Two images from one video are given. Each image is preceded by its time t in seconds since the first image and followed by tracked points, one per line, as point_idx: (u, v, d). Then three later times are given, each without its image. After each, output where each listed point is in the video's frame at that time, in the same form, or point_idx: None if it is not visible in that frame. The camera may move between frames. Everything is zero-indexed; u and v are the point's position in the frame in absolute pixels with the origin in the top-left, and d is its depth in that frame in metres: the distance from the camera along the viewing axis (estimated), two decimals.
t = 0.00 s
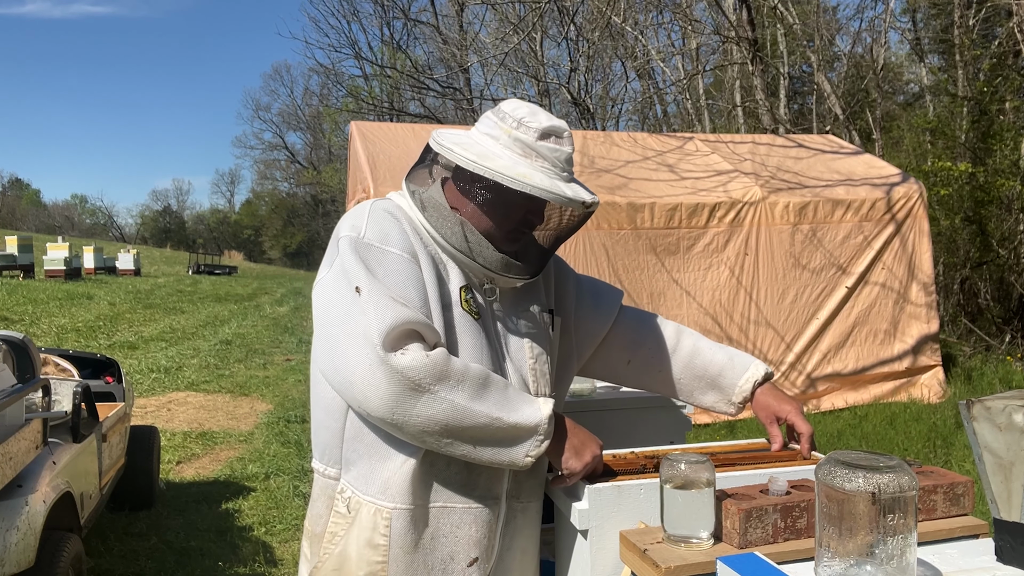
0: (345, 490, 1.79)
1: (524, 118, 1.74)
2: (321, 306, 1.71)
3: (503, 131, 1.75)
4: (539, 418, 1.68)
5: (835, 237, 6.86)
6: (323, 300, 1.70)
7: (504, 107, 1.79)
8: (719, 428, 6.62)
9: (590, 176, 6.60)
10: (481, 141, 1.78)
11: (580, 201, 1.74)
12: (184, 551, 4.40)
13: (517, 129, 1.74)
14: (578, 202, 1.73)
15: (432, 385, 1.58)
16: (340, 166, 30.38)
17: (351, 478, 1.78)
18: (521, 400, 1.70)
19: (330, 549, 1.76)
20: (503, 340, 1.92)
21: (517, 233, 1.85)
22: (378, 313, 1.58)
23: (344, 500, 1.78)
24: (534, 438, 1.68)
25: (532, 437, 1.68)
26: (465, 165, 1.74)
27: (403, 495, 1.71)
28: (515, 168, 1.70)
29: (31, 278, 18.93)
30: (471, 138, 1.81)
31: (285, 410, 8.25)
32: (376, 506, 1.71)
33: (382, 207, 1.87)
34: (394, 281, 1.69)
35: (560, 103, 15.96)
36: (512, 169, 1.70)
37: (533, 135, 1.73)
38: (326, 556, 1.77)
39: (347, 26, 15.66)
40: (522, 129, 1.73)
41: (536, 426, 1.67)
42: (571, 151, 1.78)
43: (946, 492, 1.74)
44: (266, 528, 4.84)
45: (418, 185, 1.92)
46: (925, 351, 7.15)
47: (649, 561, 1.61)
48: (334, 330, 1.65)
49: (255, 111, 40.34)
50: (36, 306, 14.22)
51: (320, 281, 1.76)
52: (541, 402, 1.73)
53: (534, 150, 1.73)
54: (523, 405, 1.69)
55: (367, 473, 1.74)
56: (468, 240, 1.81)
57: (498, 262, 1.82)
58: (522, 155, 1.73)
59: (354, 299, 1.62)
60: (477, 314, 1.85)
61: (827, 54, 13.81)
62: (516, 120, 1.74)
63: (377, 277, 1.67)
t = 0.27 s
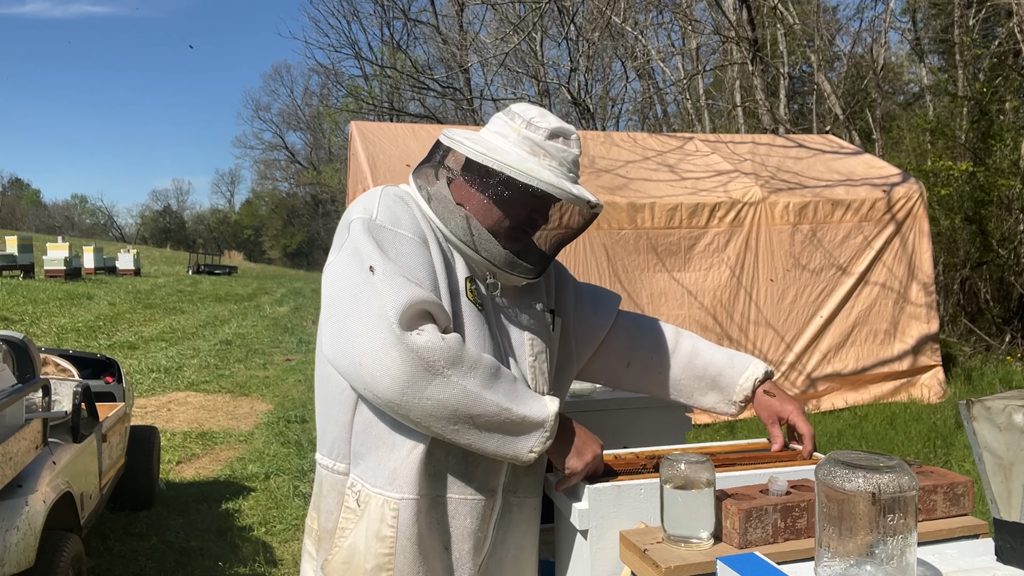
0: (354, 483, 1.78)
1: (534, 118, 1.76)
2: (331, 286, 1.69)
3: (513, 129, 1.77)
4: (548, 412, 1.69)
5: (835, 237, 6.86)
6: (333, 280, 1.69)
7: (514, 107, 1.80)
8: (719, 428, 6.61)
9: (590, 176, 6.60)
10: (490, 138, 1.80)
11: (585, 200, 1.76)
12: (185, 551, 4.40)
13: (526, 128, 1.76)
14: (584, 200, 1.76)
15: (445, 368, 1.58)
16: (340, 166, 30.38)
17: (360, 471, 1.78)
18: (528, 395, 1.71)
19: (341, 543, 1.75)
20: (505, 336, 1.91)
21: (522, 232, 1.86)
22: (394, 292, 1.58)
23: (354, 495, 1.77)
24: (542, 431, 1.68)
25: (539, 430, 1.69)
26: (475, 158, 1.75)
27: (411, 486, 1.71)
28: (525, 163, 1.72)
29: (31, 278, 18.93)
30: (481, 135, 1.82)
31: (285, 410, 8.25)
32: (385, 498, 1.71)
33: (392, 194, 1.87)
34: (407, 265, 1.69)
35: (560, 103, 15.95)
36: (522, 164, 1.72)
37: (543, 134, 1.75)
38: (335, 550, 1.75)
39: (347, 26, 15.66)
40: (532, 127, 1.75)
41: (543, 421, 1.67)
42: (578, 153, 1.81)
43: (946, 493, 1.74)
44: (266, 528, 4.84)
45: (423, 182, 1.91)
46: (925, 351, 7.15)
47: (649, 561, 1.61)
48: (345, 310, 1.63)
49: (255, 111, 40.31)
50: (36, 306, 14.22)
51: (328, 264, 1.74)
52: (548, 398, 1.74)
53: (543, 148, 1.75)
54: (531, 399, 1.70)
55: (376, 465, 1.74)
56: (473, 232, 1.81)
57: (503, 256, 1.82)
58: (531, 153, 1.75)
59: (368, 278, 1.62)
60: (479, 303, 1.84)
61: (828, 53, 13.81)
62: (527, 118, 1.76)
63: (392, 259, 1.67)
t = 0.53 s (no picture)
0: (352, 479, 1.77)
1: (550, 126, 1.77)
2: (337, 274, 1.68)
3: (528, 135, 1.77)
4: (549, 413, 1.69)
5: (835, 237, 6.86)
6: (339, 269, 1.68)
7: (531, 115, 1.81)
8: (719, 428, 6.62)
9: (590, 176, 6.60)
10: (504, 142, 1.79)
11: (593, 208, 1.77)
12: (185, 551, 4.41)
13: (542, 134, 1.76)
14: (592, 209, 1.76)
15: (450, 360, 1.58)
16: (341, 166, 30.38)
17: (359, 466, 1.77)
18: (529, 394, 1.71)
19: (339, 538, 1.75)
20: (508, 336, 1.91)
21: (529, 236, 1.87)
22: (403, 281, 1.58)
23: (352, 491, 1.77)
24: (542, 429, 1.69)
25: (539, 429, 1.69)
26: (489, 159, 1.76)
27: (411, 482, 1.70)
28: (539, 169, 1.73)
29: (31, 278, 18.93)
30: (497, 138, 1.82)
31: (285, 410, 8.25)
32: (384, 493, 1.71)
33: (400, 187, 1.86)
34: (416, 256, 1.69)
35: (560, 103, 15.96)
36: (535, 169, 1.72)
37: (557, 142, 1.75)
38: (334, 546, 1.75)
39: (347, 26, 15.66)
40: (548, 135, 1.76)
41: (543, 419, 1.67)
42: (591, 162, 1.81)
43: (945, 492, 1.74)
44: (266, 528, 4.84)
45: (432, 180, 1.91)
46: (925, 351, 7.15)
47: (649, 561, 1.61)
48: (352, 297, 1.63)
49: (255, 111, 40.38)
50: (36, 306, 14.22)
51: (335, 253, 1.73)
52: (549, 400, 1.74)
53: (556, 155, 1.75)
54: (532, 398, 1.70)
55: (376, 461, 1.74)
56: (480, 232, 1.81)
57: (509, 258, 1.82)
58: (544, 159, 1.75)
59: (377, 265, 1.61)
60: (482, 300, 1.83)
61: (828, 53, 13.81)
62: (542, 126, 1.76)
63: (401, 249, 1.67)
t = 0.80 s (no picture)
0: (350, 481, 1.78)
1: (551, 128, 1.76)
2: (337, 275, 1.67)
3: (530, 137, 1.76)
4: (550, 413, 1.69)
5: (835, 237, 6.86)
6: (339, 270, 1.67)
7: (531, 116, 1.80)
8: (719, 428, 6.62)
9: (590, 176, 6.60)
10: (506, 144, 1.78)
11: (594, 211, 1.79)
12: (184, 551, 4.40)
13: (542, 137, 1.75)
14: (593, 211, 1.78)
15: (452, 360, 1.58)
16: (340, 166, 30.38)
17: (357, 468, 1.77)
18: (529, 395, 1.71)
19: (337, 541, 1.75)
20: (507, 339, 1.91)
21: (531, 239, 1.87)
22: (405, 282, 1.58)
23: (350, 492, 1.77)
24: (543, 430, 1.68)
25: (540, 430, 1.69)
26: (491, 161, 1.76)
27: (411, 486, 1.70)
28: (542, 172, 1.73)
29: (31, 278, 18.92)
30: (498, 138, 1.82)
31: (285, 410, 8.25)
32: (383, 497, 1.71)
33: (400, 190, 1.86)
34: (418, 257, 1.69)
35: (559, 103, 15.95)
36: (539, 173, 1.73)
37: (558, 145, 1.75)
38: (333, 548, 1.75)
39: (347, 26, 15.66)
40: (549, 137, 1.76)
41: (544, 420, 1.67)
42: (591, 164, 1.82)
43: (946, 492, 1.74)
44: (266, 528, 4.84)
45: (430, 182, 1.91)
46: (925, 351, 7.15)
47: (649, 562, 1.61)
48: (352, 298, 1.62)
49: (255, 111, 40.45)
50: (36, 306, 14.22)
51: (334, 255, 1.73)
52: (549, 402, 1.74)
53: (558, 157, 1.75)
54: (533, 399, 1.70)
55: (374, 464, 1.74)
56: (482, 234, 1.82)
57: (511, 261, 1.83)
58: (546, 162, 1.75)
59: (378, 266, 1.61)
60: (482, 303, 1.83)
61: (828, 53, 13.81)
62: (543, 128, 1.76)
63: (402, 250, 1.66)
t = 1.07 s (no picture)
0: (342, 491, 1.77)
1: (540, 124, 1.75)
2: (311, 298, 1.67)
3: (518, 135, 1.75)
4: (512, 451, 1.64)
5: (835, 237, 6.86)
6: (313, 291, 1.67)
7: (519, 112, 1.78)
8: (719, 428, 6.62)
9: (590, 176, 6.60)
10: (494, 143, 1.77)
11: (586, 208, 1.78)
12: (184, 551, 4.41)
13: (531, 135, 1.74)
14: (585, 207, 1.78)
15: (411, 401, 1.55)
16: (341, 166, 30.39)
17: (347, 479, 1.77)
18: (498, 429, 1.67)
19: (332, 551, 1.75)
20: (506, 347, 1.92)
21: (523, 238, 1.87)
22: (366, 318, 1.55)
23: (342, 502, 1.76)
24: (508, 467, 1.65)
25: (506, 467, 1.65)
26: (479, 163, 1.74)
27: (404, 498, 1.70)
28: (532, 171, 1.72)
29: (31, 278, 18.91)
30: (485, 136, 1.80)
31: (285, 410, 8.24)
32: (377, 509, 1.70)
33: (386, 203, 1.83)
34: (391, 283, 1.66)
35: (559, 103, 15.96)
36: (529, 173, 1.71)
37: (548, 142, 1.74)
38: (328, 559, 1.75)
39: (347, 25, 15.67)
40: (538, 132, 1.74)
41: (506, 458, 1.63)
42: (581, 158, 1.81)
43: (946, 492, 1.74)
44: (266, 528, 4.83)
45: (422, 185, 1.89)
46: (925, 351, 7.15)
47: (649, 561, 1.61)
48: (323, 325, 1.62)
49: (255, 110, 40.48)
50: (36, 306, 14.21)
51: (313, 274, 1.72)
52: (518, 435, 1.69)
53: (546, 155, 1.74)
54: (501, 434, 1.66)
55: (366, 475, 1.73)
56: (476, 240, 1.81)
57: (505, 264, 1.84)
58: (536, 158, 1.74)
59: (346, 296, 1.59)
60: (479, 314, 1.83)
61: (828, 53, 13.81)
62: (531, 124, 1.74)
63: (374, 277, 1.63)
